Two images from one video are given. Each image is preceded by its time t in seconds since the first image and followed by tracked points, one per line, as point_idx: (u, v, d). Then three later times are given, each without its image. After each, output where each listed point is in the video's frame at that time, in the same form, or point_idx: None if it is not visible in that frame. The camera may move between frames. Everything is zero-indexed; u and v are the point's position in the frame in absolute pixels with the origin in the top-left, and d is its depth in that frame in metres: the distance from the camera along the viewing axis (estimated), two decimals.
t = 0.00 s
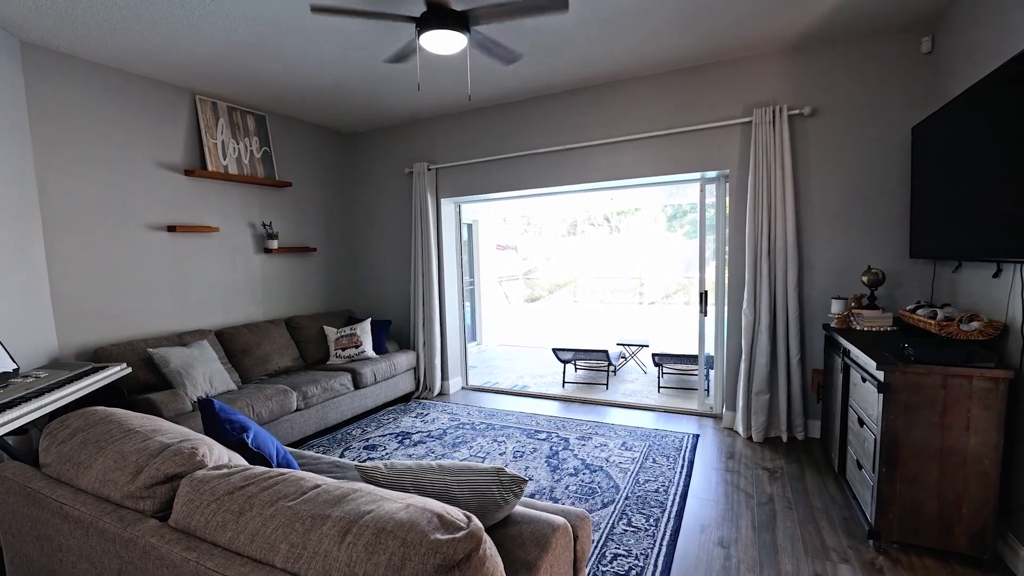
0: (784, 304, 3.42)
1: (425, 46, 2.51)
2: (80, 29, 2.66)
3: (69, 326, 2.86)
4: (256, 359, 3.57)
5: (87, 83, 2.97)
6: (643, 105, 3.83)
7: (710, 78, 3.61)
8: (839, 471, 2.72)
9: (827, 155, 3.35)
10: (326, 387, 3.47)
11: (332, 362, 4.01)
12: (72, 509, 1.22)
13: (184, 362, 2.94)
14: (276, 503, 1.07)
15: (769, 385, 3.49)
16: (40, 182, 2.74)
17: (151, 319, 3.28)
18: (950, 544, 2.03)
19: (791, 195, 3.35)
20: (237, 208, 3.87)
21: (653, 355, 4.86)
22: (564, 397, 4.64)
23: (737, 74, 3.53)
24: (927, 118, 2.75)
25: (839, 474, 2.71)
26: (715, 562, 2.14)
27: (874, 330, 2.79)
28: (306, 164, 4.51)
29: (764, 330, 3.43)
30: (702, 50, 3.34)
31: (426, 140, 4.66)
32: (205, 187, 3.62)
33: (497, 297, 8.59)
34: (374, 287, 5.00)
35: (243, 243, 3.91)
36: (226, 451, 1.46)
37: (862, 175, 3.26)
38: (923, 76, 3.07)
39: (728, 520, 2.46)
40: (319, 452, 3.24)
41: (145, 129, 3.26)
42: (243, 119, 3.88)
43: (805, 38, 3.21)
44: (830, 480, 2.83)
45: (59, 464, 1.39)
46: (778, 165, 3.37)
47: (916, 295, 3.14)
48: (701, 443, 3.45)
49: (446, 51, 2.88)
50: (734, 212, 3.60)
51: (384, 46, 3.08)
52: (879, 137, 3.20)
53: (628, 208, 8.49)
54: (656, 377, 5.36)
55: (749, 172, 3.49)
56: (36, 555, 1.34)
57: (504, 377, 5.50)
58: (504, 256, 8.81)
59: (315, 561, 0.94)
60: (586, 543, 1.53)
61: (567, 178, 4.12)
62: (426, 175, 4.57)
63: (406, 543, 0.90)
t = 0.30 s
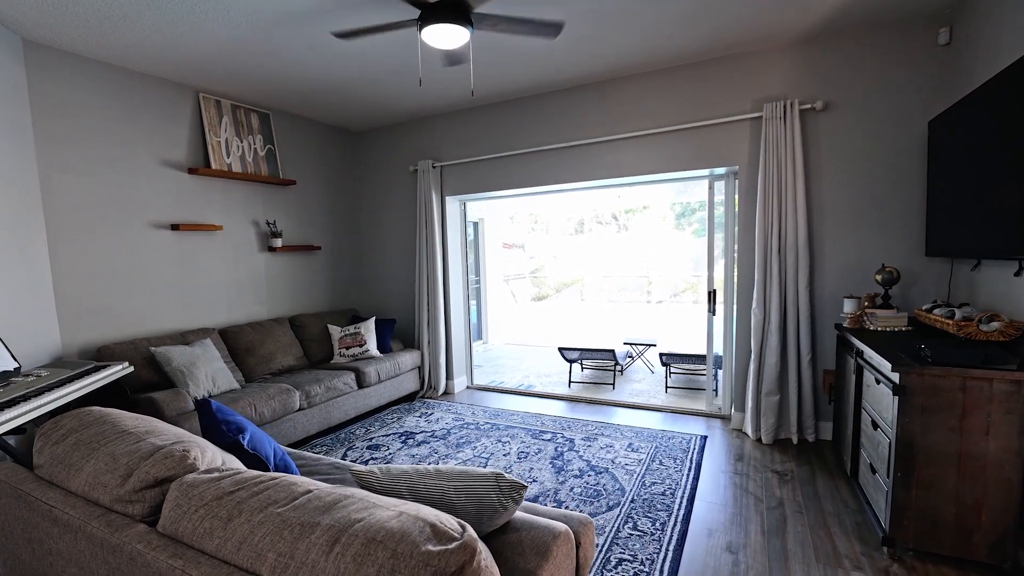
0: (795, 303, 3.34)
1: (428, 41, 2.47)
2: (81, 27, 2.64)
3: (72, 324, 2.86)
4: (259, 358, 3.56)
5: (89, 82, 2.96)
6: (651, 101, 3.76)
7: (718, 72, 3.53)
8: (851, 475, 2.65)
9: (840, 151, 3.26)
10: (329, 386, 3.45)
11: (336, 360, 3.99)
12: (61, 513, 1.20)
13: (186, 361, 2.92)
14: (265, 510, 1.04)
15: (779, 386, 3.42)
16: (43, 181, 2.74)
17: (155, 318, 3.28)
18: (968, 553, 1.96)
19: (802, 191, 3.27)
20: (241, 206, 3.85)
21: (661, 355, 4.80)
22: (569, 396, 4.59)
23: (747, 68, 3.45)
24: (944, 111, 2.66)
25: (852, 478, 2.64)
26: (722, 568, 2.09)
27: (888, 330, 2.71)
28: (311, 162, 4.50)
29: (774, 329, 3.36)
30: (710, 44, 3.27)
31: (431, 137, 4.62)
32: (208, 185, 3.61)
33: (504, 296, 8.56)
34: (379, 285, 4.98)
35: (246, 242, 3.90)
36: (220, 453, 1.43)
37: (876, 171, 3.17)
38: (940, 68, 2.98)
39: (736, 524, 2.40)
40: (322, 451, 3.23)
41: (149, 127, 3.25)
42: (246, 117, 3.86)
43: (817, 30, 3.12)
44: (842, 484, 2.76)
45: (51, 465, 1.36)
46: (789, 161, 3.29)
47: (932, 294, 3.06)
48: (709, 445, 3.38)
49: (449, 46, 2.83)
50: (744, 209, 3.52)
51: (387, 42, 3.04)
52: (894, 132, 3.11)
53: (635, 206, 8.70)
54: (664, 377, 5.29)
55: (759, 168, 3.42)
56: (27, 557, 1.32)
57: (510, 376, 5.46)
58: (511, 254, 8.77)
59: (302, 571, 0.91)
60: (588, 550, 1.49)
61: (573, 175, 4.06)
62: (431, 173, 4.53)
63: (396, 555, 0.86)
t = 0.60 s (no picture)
0: (806, 302, 3.27)
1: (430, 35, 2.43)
2: (83, 25, 2.63)
3: (76, 323, 2.86)
4: (263, 357, 3.55)
5: (93, 80, 2.96)
6: (658, 96, 3.69)
7: (727, 66, 3.46)
8: (864, 479, 2.58)
9: (854, 146, 3.17)
10: (332, 385, 3.43)
11: (340, 359, 3.97)
12: (51, 515, 1.17)
13: (188, 360, 2.92)
14: (253, 516, 1.00)
15: (790, 387, 3.34)
16: (47, 180, 2.75)
17: (159, 316, 3.28)
18: (986, 562, 1.89)
19: (814, 188, 3.19)
20: (245, 205, 3.85)
21: (668, 355, 4.74)
22: (575, 396, 4.54)
23: (757, 61, 3.38)
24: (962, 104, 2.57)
25: (864, 482, 2.57)
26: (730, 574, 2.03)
27: (903, 331, 2.63)
28: (315, 160, 4.48)
29: (784, 329, 3.28)
30: (719, 37, 3.20)
31: (436, 135, 4.59)
32: (212, 184, 3.60)
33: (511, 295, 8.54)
34: (383, 284, 4.96)
35: (251, 240, 3.90)
36: (214, 455, 1.41)
37: (891, 166, 3.09)
38: (958, 60, 2.89)
39: (744, 529, 2.35)
40: (325, 451, 3.21)
41: (152, 125, 3.25)
42: (250, 115, 3.85)
43: (830, 22, 3.04)
44: (855, 488, 2.69)
45: (44, 466, 1.34)
46: (799, 157, 3.21)
47: (949, 293, 2.97)
48: (717, 447, 3.32)
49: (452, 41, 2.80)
50: (753, 206, 3.45)
51: (389, 37, 3.00)
52: (909, 126, 3.02)
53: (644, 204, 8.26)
54: (671, 377, 5.23)
55: (769, 164, 3.34)
56: (19, 560, 1.30)
57: (516, 376, 5.42)
58: (518, 253, 8.74)
59: None
60: (591, 557, 1.44)
61: (578, 172, 4.01)
62: (436, 171, 4.50)
63: (384, 567, 0.83)
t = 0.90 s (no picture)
0: (817, 302, 3.19)
1: (433, 30, 2.39)
2: (87, 23, 2.63)
3: (80, 321, 2.86)
4: (267, 355, 3.54)
5: (97, 78, 2.97)
6: (665, 92, 3.63)
7: (737, 60, 3.39)
8: (877, 483, 2.51)
9: (867, 141, 3.09)
10: (336, 384, 3.41)
11: (344, 358, 3.95)
12: (40, 518, 1.15)
13: (192, 359, 2.91)
14: (240, 521, 0.97)
15: (800, 388, 3.27)
16: (51, 178, 2.75)
17: (163, 314, 3.28)
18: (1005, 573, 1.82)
19: (825, 184, 3.11)
20: (250, 203, 3.84)
21: (676, 355, 4.67)
22: (582, 396, 4.49)
23: (767, 55, 3.30)
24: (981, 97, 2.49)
25: (878, 487, 2.50)
26: None
27: (919, 331, 2.56)
28: (320, 158, 4.47)
29: (794, 329, 3.21)
30: (728, 31, 3.13)
31: (441, 132, 4.56)
32: (216, 182, 3.60)
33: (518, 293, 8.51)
34: (388, 282, 4.93)
35: (255, 238, 3.89)
36: (208, 456, 1.38)
37: (906, 162, 3.00)
38: (977, 51, 2.80)
39: (753, 534, 2.29)
40: (328, 451, 3.19)
41: (157, 124, 3.25)
42: (255, 113, 3.84)
43: (843, 13, 2.96)
44: (867, 492, 2.62)
45: (36, 467, 1.32)
46: (811, 153, 3.13)
47: (967, 292, 2.88)
48: (725, 449, 3.25)
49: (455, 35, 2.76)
50: (763, 203, 3.38)
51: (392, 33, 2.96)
52: (926, 120, 2.94)
53: (653, 202, 8.28)
54: (679, 377, 5.16)
55: (779, 160, 3.27)
56: (11, 561, 1.28)
57: (522, 375, 5.38)
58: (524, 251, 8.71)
59: None
60: (593, 564, 1.40)
61: (584, 170, 3.96)
62: (441, 169, 4.47)
63: None
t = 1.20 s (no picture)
0: (829, 301, 3.11)
1: (435, 25, 2.35)
2: (91, 21, 2.63)
3: (85, 319, 2.87)
4: (270, 354, 3.53)
5: (102, 77, 2.97)
6: (673, 87, 3.57)
7: (746, 54, 3.31)
8: (891, 488, 2.43)
9: (882, 136, 3.00)
10: (339, 383, 3.40)
11: (348, 357, 3.94)
12: (28, 520, 1.13)
13: (195, 357, 2.90)
14: (226, 527, 0.94)
15: (812, 389, 3.19)
16: (56, 176, 2.76)
17: (167, 313, 3.28)
18: None
19: (838, 181, 3.03)
20: (254, 201, 3.84)
21: (684, 355, 4.59)
22: (588, 396, 4.44)
23: (778, 48, 3.22)
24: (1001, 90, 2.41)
25: (892, 492, 2.42)
26: None
27: (935, 331, 2.48)
28: (325, 156, 4.46)
29: (805, 329, 3.13)
30: (737, 23, 3.06)
31: (446, 130, 4.53)
32: (221, 180, 3.60)
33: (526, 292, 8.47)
34: (394, 281, 4.91)
35: (260, 237, 3.89)
36: (200, 458, 1.36)
37: (922, 157, 2.91)
38: (997, 42, 2.70)
39: (762, 540, 2.23)
40: (331, 450, 3.18)
41: (161, 122, 3.25)
42: (260, 111, 3.84)
43: (856, 4, 2.88)
44: (881, 498, 2.54)
45: (29, 467, 1.31)
46: (822, 148, 3.05)
47: (986, 292, 2.78)
48: (734, 451, 3.19)
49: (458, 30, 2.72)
50: (773, 200, 3.30)
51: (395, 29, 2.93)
52: (943, 114, 2.85)
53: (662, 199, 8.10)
54: (688, 377, 5.08)
55: (790, 156, 3.19)
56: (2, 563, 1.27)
57: (528, 375, 5.34)
58: (531, 249, 8.66)
59: None
60: (594, 571, 1.36)
61: (590, 167, 3.91)
62: (446, 166, 4.44)
63: None
